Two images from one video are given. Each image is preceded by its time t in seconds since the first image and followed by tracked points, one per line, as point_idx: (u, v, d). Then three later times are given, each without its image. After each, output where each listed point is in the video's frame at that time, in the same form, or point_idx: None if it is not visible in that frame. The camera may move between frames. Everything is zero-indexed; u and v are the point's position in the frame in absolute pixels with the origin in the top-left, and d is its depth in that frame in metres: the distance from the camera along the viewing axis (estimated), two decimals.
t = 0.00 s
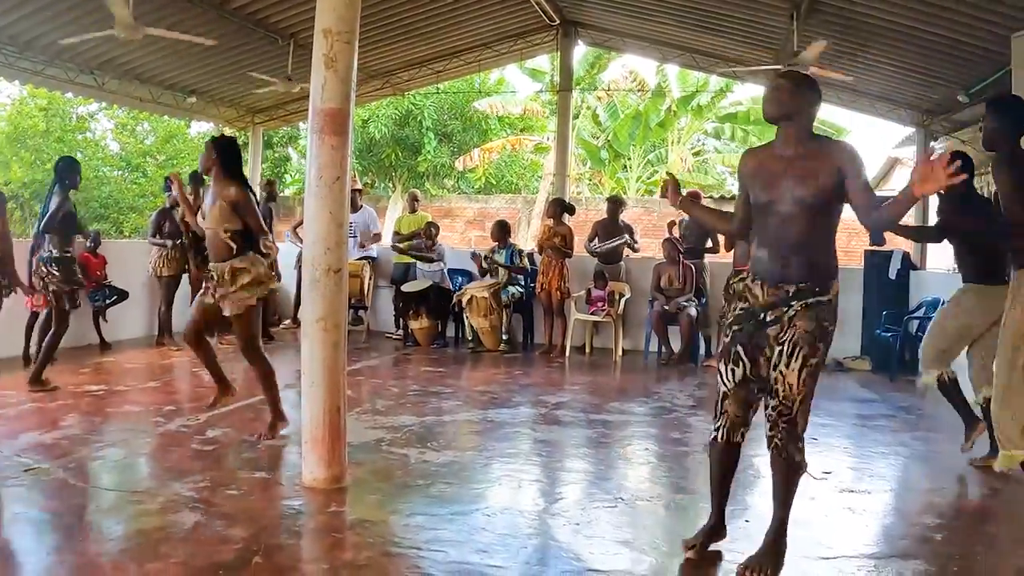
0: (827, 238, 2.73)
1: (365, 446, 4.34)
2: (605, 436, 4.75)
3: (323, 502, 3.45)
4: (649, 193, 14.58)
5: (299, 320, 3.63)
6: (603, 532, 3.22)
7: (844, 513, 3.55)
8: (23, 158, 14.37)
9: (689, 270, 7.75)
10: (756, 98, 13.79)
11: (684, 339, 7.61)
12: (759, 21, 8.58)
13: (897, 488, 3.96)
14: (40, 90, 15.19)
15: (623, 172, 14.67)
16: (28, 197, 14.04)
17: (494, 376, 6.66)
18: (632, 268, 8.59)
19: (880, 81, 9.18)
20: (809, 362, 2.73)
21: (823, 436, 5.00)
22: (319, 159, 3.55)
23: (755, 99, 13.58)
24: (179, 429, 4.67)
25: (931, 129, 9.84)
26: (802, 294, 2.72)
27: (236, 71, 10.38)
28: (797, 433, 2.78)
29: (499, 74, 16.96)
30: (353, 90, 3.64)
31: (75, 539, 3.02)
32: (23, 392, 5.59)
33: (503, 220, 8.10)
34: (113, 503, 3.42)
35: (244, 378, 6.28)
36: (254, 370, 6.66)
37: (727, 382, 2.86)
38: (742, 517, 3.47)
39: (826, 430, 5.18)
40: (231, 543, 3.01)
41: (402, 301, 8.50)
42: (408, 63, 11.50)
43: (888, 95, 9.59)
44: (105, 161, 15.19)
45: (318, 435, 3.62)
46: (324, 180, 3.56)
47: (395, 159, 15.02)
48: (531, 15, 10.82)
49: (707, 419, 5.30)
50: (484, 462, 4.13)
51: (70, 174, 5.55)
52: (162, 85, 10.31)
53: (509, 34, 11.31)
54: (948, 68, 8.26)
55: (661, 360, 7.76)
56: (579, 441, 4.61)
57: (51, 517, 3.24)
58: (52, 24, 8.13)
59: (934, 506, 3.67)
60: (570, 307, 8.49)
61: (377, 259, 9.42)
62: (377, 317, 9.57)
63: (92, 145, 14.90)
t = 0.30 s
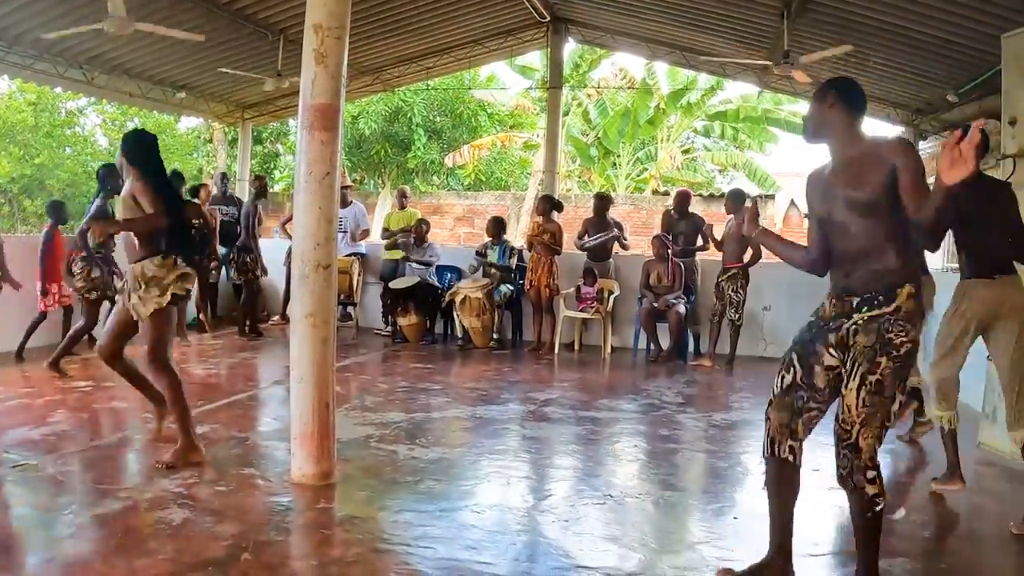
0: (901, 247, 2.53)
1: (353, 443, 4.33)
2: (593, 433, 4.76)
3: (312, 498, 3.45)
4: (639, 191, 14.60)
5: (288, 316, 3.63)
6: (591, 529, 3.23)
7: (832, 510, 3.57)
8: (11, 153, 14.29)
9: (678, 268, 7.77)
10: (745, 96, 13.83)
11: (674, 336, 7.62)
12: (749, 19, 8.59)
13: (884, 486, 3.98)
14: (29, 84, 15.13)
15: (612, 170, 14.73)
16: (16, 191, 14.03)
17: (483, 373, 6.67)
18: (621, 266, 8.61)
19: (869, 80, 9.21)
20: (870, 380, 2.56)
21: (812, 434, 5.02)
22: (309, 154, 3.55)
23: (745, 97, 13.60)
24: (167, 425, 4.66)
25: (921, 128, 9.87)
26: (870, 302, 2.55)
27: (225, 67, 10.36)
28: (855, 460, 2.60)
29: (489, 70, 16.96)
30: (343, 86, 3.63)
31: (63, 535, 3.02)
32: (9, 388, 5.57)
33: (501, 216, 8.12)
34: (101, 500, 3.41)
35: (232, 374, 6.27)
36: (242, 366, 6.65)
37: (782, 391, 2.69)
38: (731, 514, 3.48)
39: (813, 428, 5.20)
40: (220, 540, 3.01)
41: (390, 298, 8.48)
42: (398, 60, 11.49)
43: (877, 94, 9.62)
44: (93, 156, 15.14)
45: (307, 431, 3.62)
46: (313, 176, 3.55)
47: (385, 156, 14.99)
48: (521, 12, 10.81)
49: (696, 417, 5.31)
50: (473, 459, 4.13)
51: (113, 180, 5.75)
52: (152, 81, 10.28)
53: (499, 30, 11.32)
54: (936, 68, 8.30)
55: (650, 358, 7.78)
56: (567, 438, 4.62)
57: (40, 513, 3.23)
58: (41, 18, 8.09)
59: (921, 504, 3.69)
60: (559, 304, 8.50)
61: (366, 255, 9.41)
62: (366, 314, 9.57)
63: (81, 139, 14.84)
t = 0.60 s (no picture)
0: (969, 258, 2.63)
1: (349, 441, 4.33)
2: (589, 431, 4.76)
3: (308, 497, 3.45)
4: (635, 190, 14.60)
5: (284, 314, 3.63)
6: (587, 527, 3.23)
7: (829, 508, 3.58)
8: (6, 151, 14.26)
9: (674, 266, 7.76)
10: (742, 95, 13.85)
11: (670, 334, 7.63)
12: (746, 18, 8.60)
13: (880, 485, 3.98)
14: (25, 82, 15.11)
15: (608, 168, 14.77)
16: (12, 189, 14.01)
17: (479, 371, 6.67)
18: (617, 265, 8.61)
19: (867, 79, 9.21)
20: (913, 388, 2.67)
21: (808, 433, 5.02)
22: (305, 152, 3.54)
23: (742, 96, 13.61)
24: (162, 423, 4.66)
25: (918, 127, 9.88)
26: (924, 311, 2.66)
27: (222, 64, 10.36)
28: (897, 464, 2.72)
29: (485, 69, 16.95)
30: (339, 84, 3.63)
31: (56, 533, 3.01)
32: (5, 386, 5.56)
33: (494, 214, 8.12)
34: (96, 498, 3.40)
35: (227, 372, 6.26)
36: (237, 364, 6.65)
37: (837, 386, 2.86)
38: (727, 512, 3.48)
39: (810, 426, 5.20)
40: (215, 538, 3.00)
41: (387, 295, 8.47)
42: (394, 58, 11.48)
43: (875, 93, 9.63)
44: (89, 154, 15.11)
45: (303, 429, 3.62)
46: (309, 174, 3.54)
47: (381, 154, 14.97)
48: (517, 11, 10.81)
49: (691, 415, 5.31)
50: (469, 457, 4.13)
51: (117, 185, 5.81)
52: (147, 79, 10.26)
53: (496, 29, 11.32)
54: (933, 67, 8.29)
55: (646, 356, 7.78)
56: (563, 436, 4.62)
57: (33, 511, 3.22)
58: (37, 15, 8.07)
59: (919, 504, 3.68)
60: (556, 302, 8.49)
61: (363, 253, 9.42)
62: (363, 312, 9.56)
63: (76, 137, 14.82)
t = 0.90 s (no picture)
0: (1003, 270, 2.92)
1: (350, 440, 4.33)
2: (590, 430, 4.75)
3: (309, 496, 3.45)
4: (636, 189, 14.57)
5: (286, 313, 3.63)
6: (589, 527, 3.23)
7: (830, 508, 3.58)
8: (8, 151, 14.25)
9: (676, 265, 7.76)
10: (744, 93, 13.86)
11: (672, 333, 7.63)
12: (747, 17, 8.60)
13: (882, 484, 3.98)
14: (26, 82, 15.09)
15: (610, 167, 14.76)
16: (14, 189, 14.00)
17: (481, 370, 6.67)
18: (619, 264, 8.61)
19: (869, 78, 9.20)
20: (984, 388, 3.00)
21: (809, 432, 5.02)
22: (306, 151, 3.54)
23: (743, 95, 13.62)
24: (163, 422, 4.65)
25: (919, 126, 9.88)
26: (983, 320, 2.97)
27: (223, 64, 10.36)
28: (980, 450, 3.01)
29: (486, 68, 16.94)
30: (340, 83, 3.63)
31: (57, 533, 3.00)
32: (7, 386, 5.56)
33: (492, 214, 8.12)
34: (97, 498, 3.40)
35: (228, 371, 6.26)
36: (239, 363, 6.64)
37: (932, 414, 3.12)
38: (728, 511, 3.48)
39: (811, 425, 5.20)
40: (217, 538, 3.00)
41: (388, 295, 8.47)
42: (395, 57, 11.48)
43: (876, 92, 9.63)
44: (91, 154, 15.10)
45: (304, 428, 3.62)
46: (310, 173, 3.54)
47: (383, 153, 14.95)
48: (519, 10, 10.81)
49: (693, 415, 5.30)
50: (470, 456, 4.13)
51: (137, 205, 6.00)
52: (148, 78, 10.26)
53: (497, 28, 11.31)
54: (935, 66, 8.29)
55: (647, 355, 7.78)
56: (565, 436, 4.61)
57: (34, 511, 3.22)
58: (38, 15, 8.06)
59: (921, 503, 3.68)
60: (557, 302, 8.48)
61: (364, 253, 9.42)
62: (364, 311, 9.56)
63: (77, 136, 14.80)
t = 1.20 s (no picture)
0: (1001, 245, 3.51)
1: (353, 441, 4.33)
2: (593, 430, 4.75)
3: (312, 496, 3.45)
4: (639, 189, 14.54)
5: (289, 313, 3.63)
6: (592, 527, 3.23)
7: (834, 508, 3.57)
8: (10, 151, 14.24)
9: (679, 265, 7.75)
10: (747, 93, 13.86)
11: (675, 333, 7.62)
12: (750, 16, 8.59)
13: (886, 483, 3.98)
14: (29, 82, 15.08)
15: (613, 167, 14.74)
16: (17, 190, 14.00)
17: (484, 370, 6.67)
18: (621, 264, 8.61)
19: (871, 77, 9.19)
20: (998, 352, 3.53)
21: (812, 432, 5.01)
22: (309, 151, 3.54)
23: (746, 95, 13.62)
24: (167, 422, 4.66)
25: (922, 126, 9.83)
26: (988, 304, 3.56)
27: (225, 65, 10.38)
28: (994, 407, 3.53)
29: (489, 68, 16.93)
30: (343, 83, 3.63)
31: (61, 534, 3.01)
32: (12, 386, 5.57)
33: (492, 215, 8.13)
34: (101, 498, 3.40)
35: (232, 371, 6.27)
36: (242, 364, 6.65)
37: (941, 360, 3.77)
38: (732, 511, 3.48)
39: (815, 425, 5.19)
40: (221, 538, 3.01)
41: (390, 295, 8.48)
42: (398, 57, 11.48)
43: (879, 91, 9.62)
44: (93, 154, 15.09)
45: (307, 428, 3.62)
46: (313, 173, 3.54)
47: (385, 153, 14.93)
48: (521, 10, 10.80)
49: (696, 415, 5.29)
50: (472, 456, 4.13)
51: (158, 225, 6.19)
52: (150, 79, 10.27)
53: (499, 28, 11.30)
54: (938, 65, 8.28)
55: (650, 355, 7.78)
56: (568, 436, 4.61)
57: (38, 511, 3.23)
58: (40, 16, 8.07)
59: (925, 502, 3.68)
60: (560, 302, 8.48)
61: (367, 254, 9.44)
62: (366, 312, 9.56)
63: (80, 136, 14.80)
